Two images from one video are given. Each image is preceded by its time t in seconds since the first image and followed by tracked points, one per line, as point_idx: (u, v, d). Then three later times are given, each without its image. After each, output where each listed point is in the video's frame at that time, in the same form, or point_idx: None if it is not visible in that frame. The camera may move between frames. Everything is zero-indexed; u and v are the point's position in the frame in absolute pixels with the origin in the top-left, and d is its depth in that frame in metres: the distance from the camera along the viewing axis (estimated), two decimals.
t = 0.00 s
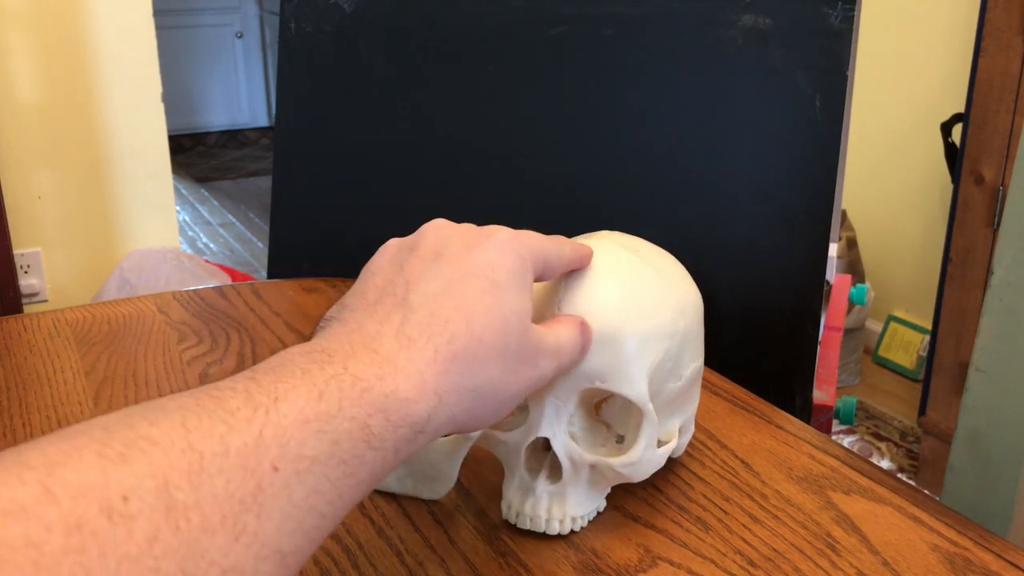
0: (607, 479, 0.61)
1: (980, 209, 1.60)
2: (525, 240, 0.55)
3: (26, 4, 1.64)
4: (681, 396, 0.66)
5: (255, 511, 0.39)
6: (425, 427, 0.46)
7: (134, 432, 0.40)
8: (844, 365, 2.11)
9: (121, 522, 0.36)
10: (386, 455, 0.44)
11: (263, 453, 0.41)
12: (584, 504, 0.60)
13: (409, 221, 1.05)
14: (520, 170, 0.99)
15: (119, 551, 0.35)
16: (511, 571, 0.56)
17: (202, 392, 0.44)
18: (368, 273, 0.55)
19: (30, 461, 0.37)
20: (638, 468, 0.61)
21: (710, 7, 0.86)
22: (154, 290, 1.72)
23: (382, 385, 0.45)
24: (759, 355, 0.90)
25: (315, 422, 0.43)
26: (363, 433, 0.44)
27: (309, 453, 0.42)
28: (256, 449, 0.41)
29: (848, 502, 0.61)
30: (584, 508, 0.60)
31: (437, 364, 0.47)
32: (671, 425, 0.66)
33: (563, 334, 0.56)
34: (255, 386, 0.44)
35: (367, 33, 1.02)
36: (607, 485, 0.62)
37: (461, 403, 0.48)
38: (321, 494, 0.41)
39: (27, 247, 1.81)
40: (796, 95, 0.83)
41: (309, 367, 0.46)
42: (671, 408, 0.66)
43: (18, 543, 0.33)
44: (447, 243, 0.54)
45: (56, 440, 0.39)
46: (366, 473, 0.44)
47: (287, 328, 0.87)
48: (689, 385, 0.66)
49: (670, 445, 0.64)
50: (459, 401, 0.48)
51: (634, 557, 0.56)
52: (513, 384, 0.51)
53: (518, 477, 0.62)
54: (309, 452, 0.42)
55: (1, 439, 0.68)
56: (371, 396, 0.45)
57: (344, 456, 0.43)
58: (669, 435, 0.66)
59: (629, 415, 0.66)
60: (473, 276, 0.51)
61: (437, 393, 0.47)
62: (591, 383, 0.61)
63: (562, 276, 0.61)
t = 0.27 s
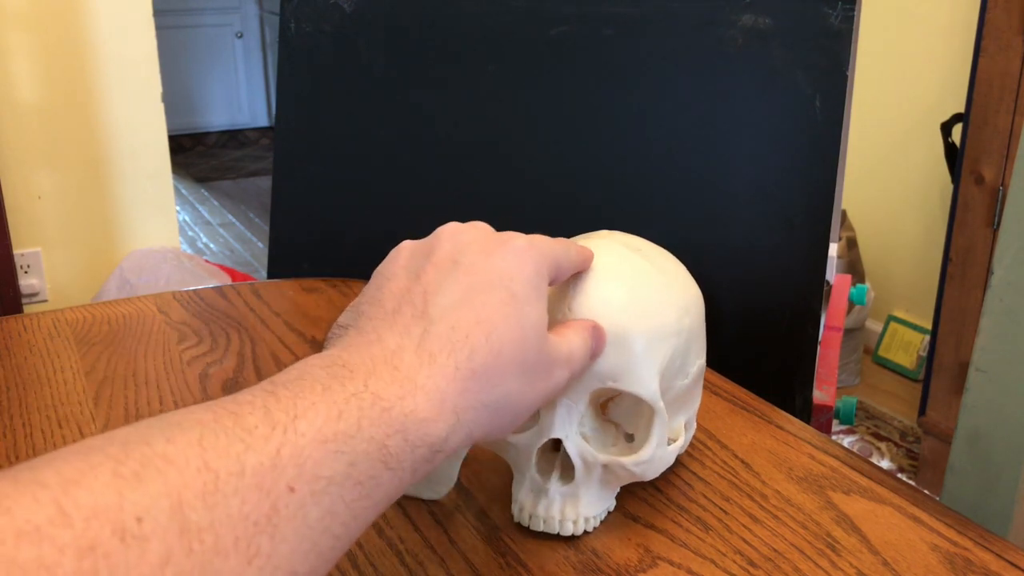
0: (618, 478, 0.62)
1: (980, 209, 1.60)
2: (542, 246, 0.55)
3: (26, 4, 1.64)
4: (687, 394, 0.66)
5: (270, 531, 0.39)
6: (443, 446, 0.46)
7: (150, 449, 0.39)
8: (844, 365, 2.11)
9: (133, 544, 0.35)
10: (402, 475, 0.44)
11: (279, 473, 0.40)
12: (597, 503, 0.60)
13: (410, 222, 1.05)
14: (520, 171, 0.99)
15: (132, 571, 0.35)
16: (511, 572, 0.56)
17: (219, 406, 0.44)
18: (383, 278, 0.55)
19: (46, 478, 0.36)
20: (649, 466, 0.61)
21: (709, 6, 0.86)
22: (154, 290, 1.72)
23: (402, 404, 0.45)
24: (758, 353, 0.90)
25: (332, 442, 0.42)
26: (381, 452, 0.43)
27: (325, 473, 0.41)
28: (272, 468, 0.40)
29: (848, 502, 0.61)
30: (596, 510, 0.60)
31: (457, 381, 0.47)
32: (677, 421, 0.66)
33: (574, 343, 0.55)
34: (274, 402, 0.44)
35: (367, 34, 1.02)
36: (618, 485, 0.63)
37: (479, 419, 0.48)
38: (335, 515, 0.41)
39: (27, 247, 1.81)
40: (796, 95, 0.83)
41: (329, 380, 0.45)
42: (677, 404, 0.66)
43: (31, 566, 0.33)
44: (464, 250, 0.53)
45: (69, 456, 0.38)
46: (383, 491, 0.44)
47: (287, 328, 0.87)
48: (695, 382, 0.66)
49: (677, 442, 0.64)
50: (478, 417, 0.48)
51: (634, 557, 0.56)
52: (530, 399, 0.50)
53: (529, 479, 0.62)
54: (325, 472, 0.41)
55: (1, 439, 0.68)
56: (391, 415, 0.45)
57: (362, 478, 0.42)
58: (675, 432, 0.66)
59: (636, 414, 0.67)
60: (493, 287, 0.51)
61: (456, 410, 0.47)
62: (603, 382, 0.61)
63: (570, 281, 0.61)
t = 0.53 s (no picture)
0: (618, 478, 0.62)
1: (980, 210, 1.60)
2: (544, 242, 0.53)
3: (26, 4, 1.64)
4: (687, 393, 0.66)
5: (273, 472, 0.39)
6: (441, 394, 0.45)
7: (146, 408, 0.40)
8: (844, 365, 2.11)
9: (138, 483, 0.35)
10: (403, 418, 0.43)
11: (276, 416, 0.40)
12: (596, 505, 0.60)
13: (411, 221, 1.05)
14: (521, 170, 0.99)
15: (141, 510, 0.35)
16: (511, 571, 0.56)
17: (218, 372, 0.44)
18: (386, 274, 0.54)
19: (50, 436, 0.37)
20: (650, 467, 0.61)
21: (709, 7, 0.86)
22: (154, 290, 1.72)
23: (389, 348, 0.45)
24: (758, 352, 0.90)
25: (324, 386, 0.42)
26: (375, 393, 0.43)
27: (321, 414, 0.41)
28: (269, 414, 0.40)
29: (848, 502, 0.61)
30: (595, 512, 0.60)
31: (448, 329, 0.46)
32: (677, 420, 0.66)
33: (599, 340, 0.53)
34: (265, 360, 0.44)
35: (367, 33, 1.02)
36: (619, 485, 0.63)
37: (476, 370, 0.46)
38: (338, 453, 0.41)
39: (27, 247, 1.81)
40: (796, 96, 0.83)
41: (315, 341, 0.45)
42: (677, 404, 0.66)
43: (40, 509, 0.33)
44: (464, 246, 0.52)
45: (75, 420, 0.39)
46: (385, 432, 0.43)
47: (287, 328, 0.87)
48: (694, 382, 0.66)
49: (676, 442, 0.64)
50: (474, 364, 0.46)
51: (634, 557, 0.56)
52: (532, 365, 0.48)
53: (529, 479, 0.62)
54: (321, 413, 0.41)
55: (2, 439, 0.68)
56: (380, 357, 0.44)
57: (360, 416, 0.42)
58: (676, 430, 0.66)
59: (636, 412, 0.67)
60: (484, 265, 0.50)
61: (450, 356, 0.45)
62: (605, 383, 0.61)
63: (576, 266, 0.61)
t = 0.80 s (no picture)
0: (619, 477, 0.62)
1: (980, 209, 1.60)
2: (547, 266, 0.54)
3: (26, 4, 1.64)
4: (688, 393, 0.66)
5: (277, 485, 0.39)
6: (438, 407, 0.46)
7: (155, 417, 0.40)
8: (844, 365, 2.11)
9: (147, 495, 0.35)
10: (400, 433, 0.44)
11: (278, 430, 0.40)
12: (597, 504, 0.60)
13: (412, 222, 1.05)
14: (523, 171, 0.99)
15: (149, 523, 0.35)
16: (511, 571, 0.56)
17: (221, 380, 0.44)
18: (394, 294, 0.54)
19: (59, 447, 0.37)
20: (650, 466, 0.61)
21: (710, 7, 0.86)
22: (154, 290, 1.72)
23: (390, 363, 0.45)
24: (758, 353, 0.90)
25: (326, 400, 0.42)
26: (374, 409, 0.43)
27: (323, 428, 0.41)
28: (272, 429, 0.40)
29: (848, 502, 0.61)
30: (594, 511, 0.60)
31: (447, 350, 0.47)
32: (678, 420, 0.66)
33: (588, 361, 0.54)
34: (266, 374, 0.44)
35: (367, 33, 1.02)
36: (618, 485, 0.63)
37: (470, 392, 0.47)
38: (338, 469, 0.41)
39: (27, 247, 1.81)
40: (796, 96, 0.83)
41: (316, 355, 0.45)
42: (677, 403, 0.66)
43: (53, 520, 0.33)
44: (468, 267, 0.54)
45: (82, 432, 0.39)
46: (382, 447, 0.43)
47: (287, 328, 0.87)
48: (695, 381, 0.66)
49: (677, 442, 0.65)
50: (468, 386, 0.47)
51: (634, 557, 0.56)
52: (525, 385, 0.49)
53: (529, 479, 0.62)
54: (323, 428, 0.41)
55: (1, 439, 0.67)
56: (380, 372, 0.44)
57: (359, 432, 0.42)
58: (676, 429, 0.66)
59: (637, 413, 0.67)
60: (490, 286, 0.51)
61: (447, 377, 0.46)
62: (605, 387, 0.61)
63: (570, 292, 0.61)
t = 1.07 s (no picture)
0: (642, 478, 0.62)
1: (979, 209, 1.60)
2: (568, 266, 0.54)
3: (26, 3, 1.64)
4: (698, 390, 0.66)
5: (302, 494, 0.39)
6: (464, 415, 0.46)
7: (183, 420, 0.39)
8: (844, 365, 2.11)
9: (174, 504, 0.35)
10: (426, 441, 0.44)
11: (307, 437, 0.40)
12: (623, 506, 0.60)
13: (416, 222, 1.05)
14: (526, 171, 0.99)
15: (174, 533, 0.34)
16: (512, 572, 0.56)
17: (240, 383, 0.44)
18: (416, 288, 0.54)
19: (86, 450, 0.36)
20: (672, 465, 0.61)
21: (709, 7, 0.86)
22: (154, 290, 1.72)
23: (421, 370, 0.45)
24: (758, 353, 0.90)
25: (356, 408, 0.42)
26: (404, 418, 0.43)
27: (352, 437, 0.41)
28: (300, 435, 0.40)
29: (848, 502, 0.61)
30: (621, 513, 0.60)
31: (477, 357, 0.47)
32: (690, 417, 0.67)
33: (609, 365, 0.54)
34: (296, 376, 0.44)
35: (367, 33, 1.02)
36: (640, 486, 0.63)
37: (498, 399, 0.47)
38: (365, 478, 0.41)
39: (27, 247, 1.81)
40: (795, 96, 0.83)
41: (349, 356, 0.45)
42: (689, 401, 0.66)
43: (78, 528, 0.33)
44: (493, 263, 0.54)
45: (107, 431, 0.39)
46: (409, 455, 0.43)
47: (287, 328, 0.87)
48: (705, 379, 0.67)
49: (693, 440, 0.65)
50: (497, 394, 0.47)
51: (635, 558, 0.56)
52: (552, 393, 0.49)
53: (553, 485, 0.61)
54: (352, 436, 0.41)
55: (1, 439, 0.68)
56: (412, 380, 0.45)
57: (387, 441, 0.42)
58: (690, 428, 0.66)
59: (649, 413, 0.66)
60: (516, 290, 0.51)
61: (477, 384, 0.46)
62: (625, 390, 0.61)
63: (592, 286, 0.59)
